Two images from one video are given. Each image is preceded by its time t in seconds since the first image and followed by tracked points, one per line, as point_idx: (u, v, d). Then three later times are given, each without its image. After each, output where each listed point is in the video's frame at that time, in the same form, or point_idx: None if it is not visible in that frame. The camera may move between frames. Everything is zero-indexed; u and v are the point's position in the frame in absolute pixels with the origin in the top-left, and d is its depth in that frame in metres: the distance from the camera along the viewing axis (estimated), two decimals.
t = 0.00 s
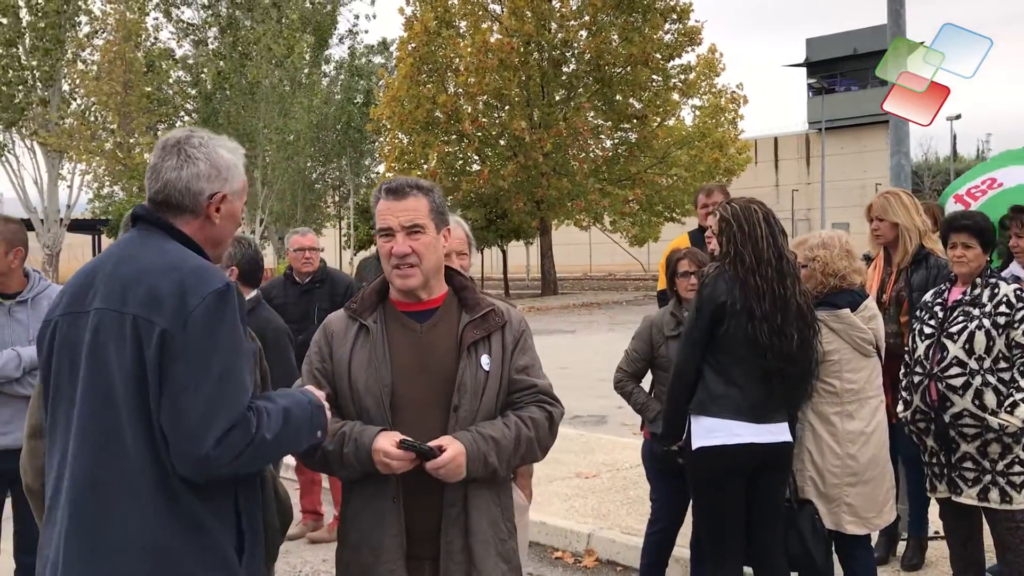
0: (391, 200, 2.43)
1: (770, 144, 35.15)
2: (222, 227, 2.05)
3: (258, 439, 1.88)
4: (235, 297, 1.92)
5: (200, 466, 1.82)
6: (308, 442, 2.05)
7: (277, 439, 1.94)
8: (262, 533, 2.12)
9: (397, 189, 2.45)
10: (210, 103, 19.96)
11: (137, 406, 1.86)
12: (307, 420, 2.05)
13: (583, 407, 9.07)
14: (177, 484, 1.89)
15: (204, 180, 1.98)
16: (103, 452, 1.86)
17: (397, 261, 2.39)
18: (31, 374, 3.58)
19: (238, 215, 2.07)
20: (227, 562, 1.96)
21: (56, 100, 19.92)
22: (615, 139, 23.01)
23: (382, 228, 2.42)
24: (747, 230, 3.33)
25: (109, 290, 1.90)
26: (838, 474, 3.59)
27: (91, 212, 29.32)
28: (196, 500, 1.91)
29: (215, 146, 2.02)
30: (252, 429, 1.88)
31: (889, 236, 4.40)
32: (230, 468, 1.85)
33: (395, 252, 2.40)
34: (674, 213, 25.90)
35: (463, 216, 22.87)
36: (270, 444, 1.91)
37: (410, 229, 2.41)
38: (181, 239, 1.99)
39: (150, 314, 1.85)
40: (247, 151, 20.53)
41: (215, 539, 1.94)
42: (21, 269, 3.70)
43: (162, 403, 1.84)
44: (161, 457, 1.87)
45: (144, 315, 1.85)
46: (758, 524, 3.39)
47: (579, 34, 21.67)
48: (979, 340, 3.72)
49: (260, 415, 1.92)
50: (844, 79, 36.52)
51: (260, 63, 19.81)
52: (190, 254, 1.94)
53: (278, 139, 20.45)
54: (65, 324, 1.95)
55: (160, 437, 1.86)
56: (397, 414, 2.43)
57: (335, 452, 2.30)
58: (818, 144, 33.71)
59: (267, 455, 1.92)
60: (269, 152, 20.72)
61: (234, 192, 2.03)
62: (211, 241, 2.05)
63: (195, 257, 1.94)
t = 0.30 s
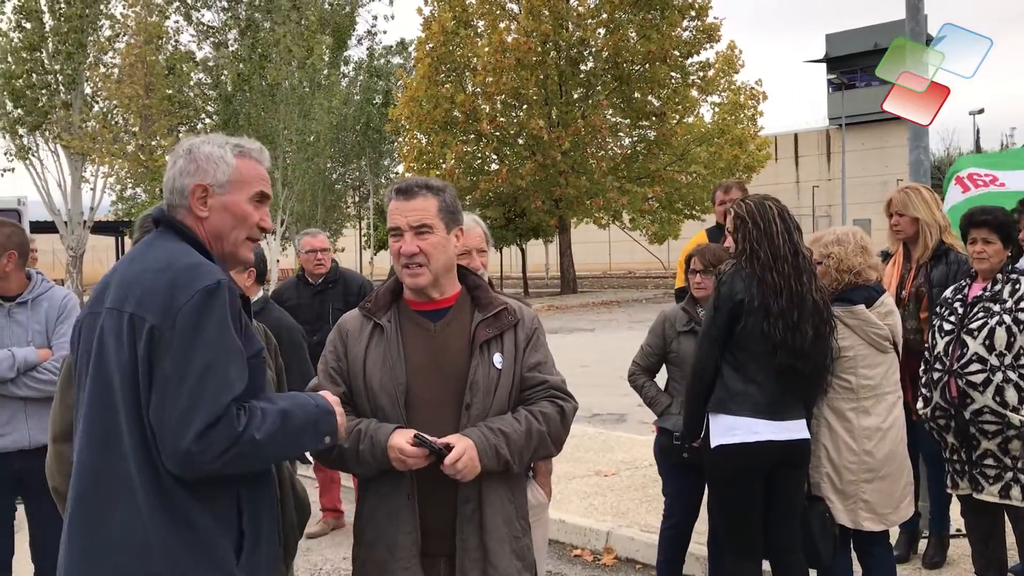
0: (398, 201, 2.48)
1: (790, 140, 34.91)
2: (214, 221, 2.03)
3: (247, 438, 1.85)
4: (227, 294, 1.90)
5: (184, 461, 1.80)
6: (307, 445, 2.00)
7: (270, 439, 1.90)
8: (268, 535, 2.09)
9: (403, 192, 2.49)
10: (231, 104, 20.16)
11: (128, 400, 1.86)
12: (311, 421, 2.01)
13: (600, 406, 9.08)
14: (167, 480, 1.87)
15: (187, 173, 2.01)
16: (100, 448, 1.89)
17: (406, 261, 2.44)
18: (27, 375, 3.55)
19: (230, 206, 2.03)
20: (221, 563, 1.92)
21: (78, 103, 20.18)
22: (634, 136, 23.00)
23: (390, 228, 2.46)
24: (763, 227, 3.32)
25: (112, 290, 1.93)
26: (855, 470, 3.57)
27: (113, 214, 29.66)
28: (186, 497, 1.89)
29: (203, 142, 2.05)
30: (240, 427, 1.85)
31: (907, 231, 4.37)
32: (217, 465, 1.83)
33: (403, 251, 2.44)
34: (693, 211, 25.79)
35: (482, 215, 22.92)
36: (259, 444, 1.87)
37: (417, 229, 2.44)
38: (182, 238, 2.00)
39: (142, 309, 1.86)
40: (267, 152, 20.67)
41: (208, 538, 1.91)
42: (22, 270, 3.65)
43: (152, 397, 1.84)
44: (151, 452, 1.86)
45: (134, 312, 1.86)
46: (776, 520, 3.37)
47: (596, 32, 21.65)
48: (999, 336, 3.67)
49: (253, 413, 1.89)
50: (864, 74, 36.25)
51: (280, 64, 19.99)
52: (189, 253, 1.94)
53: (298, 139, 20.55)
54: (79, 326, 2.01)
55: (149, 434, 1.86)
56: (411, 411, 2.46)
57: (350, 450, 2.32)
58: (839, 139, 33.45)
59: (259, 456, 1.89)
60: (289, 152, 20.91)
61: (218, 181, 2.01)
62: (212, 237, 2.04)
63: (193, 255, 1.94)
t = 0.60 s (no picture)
0: (400, 206, 2.49)
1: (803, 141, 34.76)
2: (222, 220, 2.03)
3: (228, 434, 1.80)
4: (215, 288, 1.87)
5: (166, 457, 1.79)
6: (308, 445, 1.92)
7: (257, 435, 1.84)
8: (283, 539, 2.04)
9: (406, 195, 2.50)
10: (243, 108, 20.25)
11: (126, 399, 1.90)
12: (316, 420, 1.93)
13: (613, 407, 9.07)
14: (163, 480, 1.88)
15: (196, 174, 2.03)
16: (106, 449, 1.95)
17: (403, 264, 2.46)
18: (16, 383, 3.56)
19: (237, 205, 2.02)
20: (218, 565, 1.88)
21: (92, 108, 20.36)
22: (646, 138, 23.01)
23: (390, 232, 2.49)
24: (772, 227, 3.31)
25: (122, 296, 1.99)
26: (868, 470, 3.55)
27: (128, 219, 29.87)
28: (180, 497, 1.88)
29: (211, 145, 2.07)
30: (222, 423, 1.80)
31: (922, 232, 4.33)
32: (199, 462, 1.79)
33: (401, 256, 2.46)
34: (707, 212, 25.66)
35: (494, 217, 22.94)
36: (243, 440, 1.81)
37: (411, 232, 2.44)
38: (189, 239, 2.02)
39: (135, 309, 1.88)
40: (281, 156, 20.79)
41: (203, 540, 1.88)
42: (17, 277, 3.71)
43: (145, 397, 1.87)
44: (146, 451, 1.89)
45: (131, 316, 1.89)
46: (788, 519, 3.36)
47: (608, 33, 21.64)
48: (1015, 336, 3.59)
49: (240, 410, 1.84)
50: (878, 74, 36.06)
51: (292, 68, 20.12)
52: (190, 252, 1.94)
53: (310, 143, 20.66)
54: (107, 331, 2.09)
55: (143, 433, 1.88)
56: (421, 415, 2.48)
57: (358, 452, 2.33)
58: (853, 139, 33.27)
59: (246, 452, 1.83)
60: (302, 156, 21.02)
61: (224, 180, 2.01)
62: (220, 237, 2.05)
63: (190, 252, 1.95)
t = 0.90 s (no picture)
0: (390, 216, 2.53)
1: (801, 147, 34.84)
2: (223, 229, 2.05)
3: (223, 443, 1.81)
4: (212, 297, 1.89)
5: (159, 466, 1.81)
6: (304, 453, 1.94)
7: (252, 444, 1.85)
8: (280, 548, 2.05)
9: (398, 205, 2.54)
10: (243, 116, 20.29)
11: (122, 409, 1.93)
12: (313, 429, 1.95)
13: (612, 414, 9.09)
14: (158, 489, 1.90)
15: (196, 184, 2.05)
16: (103, 459, 1.99)
17: (391, 273, 2.49)
18: (5, 393, 3.57)
19: (237, 214, 2.04)
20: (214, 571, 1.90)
21: (92, 116, 20.40)
22: (644, 145, 23.06)
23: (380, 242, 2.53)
24: (766, 234, 3.34)
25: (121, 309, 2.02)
26: (862, 475, 3.57)
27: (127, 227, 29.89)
28: (176, 506, 1.90)
29: (210, 154, 2.09)
30: (216, 431, 1.81)
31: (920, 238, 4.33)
32: (193, 470, 1.81)
33: (389, 266, 2.50)
34: (705, 218, 25.64)
35: (493, 224, 22.97)
36: (238, 449, 1.82)
37: (397, 243, 2.48)
38: (188, 247, 2.04)
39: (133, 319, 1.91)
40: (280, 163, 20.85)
41: (198, 548, 1.90)
42: (7, 285, 3.68)
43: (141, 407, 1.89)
44: (140, 461, 1.91)
45: (128, 328, 1.92)
46: (784, 525, 3.37)
47: (606, 41, 21.69)
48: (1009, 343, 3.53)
49: (235, 419, 1.86)
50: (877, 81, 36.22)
51: (292, 76, 20.16)
52: (188, 261, 1.97)
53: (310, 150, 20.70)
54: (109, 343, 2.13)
55: (137, 443, 1.90)
56: (414, 424, 2.50)
57: (353, 460, 2.36)
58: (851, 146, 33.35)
59: (241, 460, 1.84)
60: (300, 163, 21.05)
61: (223, 191, 2.03)
62: (218, 246, 2.07)
63: (188, 260, 1.97)
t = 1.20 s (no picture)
0: (372, 225, 2.56)
1: (789, 156, 35.11)
2: (213, 237, 2.06)
3: (210, 455, 1.82)
4: (202, 309, 1.89)
5: (147, 480, 1.81)
6: (294, 466, 1.94)
7: (240, 456, 1.85)
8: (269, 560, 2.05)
9: (383, 213, 2.57)
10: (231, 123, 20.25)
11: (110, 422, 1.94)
12: (303, 441, 1.95)
13: (602, 422, 9.11)
14: (145, 501, 1.91)
15: (186, 192, 2.07)
16: (90, 471, 1.99)
17: (373, 283, 2.54)
18: None
19: (227, 222, 2.05)
20: None
21: (80, 124, 20.34)
22: (633, 153, 23.21)
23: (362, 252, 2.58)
24: (751, 244, 3.37)
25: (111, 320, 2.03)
26: (843, 482, 3.59)
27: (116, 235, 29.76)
28: (164, 519, 1.90)
29: (200, 162, 2.10)
30: (203, 444, 1.82)
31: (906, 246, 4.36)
32: (181, 484, 1.81)
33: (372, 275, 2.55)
34: (693, 227, 25.74)
35: (482, 232, 23.02)
36: (226, 462, 1.83)
37: (378, 252, 2.51)
38: (179, 256, 2.05)
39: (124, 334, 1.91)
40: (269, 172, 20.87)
41: (185, 560, 1.90)
42: None
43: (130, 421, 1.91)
44: (129, 474, 1.91)
45: (117, 339, 1.93)
46: (772, 532, 3.39)
47: (594, 50, 21.83)
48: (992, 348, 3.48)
49: (223, 431, 1.86)
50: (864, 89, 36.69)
51: (281, 84, 20.16)
52: (179, 273, 1.97)
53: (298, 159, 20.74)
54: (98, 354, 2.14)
55: (126, 456, 1.91)
56: (398, 433, 2.51)
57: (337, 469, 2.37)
58: (838, 155, 33.65)
59: (229, 474, 1.85)
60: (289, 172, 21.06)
61: (213, 199, 2.04)
62: (208, 253, 2.09)
63: (178, 270, 1.98)
